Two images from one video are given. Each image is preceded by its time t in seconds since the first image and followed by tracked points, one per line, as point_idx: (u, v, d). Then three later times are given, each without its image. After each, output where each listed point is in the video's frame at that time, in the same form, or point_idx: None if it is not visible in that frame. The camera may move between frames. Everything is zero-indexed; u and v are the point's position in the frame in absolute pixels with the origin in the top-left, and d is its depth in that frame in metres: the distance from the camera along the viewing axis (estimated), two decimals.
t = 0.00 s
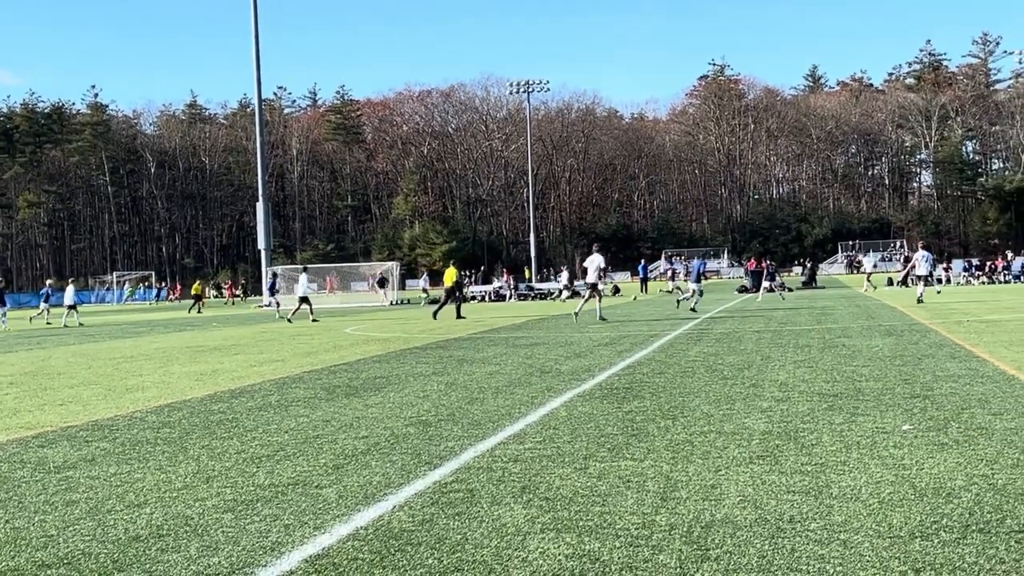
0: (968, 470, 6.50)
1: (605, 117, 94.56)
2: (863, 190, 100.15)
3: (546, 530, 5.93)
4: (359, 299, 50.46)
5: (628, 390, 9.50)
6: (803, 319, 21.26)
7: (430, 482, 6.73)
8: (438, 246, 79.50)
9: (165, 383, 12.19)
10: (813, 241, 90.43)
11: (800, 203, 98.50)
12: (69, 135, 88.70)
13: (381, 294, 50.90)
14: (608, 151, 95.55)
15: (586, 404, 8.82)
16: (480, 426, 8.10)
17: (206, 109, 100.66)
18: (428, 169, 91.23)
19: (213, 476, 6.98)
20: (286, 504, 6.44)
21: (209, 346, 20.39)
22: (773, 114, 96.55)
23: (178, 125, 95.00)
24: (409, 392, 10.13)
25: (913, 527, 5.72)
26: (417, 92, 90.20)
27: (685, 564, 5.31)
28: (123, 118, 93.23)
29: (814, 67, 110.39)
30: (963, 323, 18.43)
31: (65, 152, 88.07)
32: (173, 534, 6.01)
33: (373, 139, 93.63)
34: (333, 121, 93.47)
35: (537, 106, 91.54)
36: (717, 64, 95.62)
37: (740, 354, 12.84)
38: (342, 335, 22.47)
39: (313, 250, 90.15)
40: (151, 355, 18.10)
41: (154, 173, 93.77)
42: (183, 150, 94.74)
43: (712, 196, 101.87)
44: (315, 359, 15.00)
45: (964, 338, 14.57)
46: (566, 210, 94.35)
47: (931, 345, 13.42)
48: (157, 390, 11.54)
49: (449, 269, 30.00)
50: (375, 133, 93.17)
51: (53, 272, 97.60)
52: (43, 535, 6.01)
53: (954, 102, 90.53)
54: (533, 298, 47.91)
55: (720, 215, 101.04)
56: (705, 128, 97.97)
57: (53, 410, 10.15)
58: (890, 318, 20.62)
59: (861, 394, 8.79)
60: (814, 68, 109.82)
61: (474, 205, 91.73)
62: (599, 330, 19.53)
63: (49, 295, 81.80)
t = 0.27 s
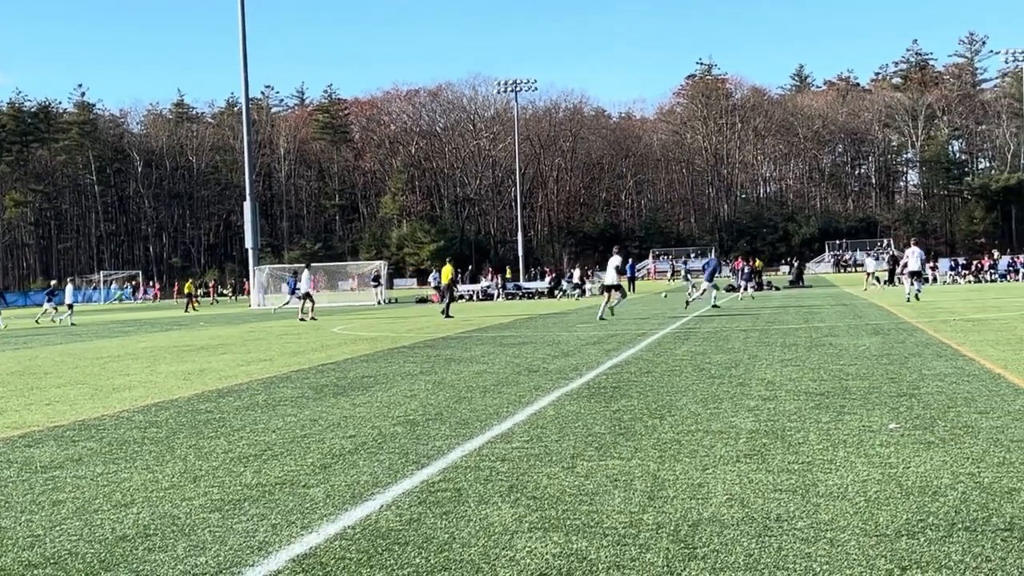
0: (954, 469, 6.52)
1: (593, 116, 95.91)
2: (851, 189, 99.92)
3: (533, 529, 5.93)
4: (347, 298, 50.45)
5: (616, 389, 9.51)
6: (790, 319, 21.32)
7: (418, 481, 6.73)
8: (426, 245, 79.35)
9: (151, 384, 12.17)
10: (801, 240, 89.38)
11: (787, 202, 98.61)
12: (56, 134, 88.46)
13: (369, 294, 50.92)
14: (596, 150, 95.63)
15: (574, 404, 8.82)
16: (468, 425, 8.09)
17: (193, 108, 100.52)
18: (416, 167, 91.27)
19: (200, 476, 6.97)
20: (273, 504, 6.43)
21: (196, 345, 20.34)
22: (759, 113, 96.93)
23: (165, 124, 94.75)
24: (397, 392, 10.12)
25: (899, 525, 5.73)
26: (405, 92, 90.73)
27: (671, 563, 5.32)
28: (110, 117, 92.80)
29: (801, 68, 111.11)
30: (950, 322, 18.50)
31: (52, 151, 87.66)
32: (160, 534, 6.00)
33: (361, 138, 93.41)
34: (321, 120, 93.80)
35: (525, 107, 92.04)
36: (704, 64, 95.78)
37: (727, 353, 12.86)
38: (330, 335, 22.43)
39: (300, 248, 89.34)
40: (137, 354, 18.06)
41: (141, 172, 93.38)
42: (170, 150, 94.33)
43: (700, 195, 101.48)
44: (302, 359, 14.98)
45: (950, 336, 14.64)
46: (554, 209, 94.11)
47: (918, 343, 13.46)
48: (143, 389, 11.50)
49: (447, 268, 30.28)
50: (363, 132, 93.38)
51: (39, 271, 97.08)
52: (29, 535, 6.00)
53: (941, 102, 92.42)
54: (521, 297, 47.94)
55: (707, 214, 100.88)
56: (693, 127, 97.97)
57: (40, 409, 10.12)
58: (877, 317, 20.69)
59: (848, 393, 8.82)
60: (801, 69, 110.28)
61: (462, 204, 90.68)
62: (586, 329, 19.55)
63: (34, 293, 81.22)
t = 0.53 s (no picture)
0: (939, 468, 6.54)
1: (581, 117, 95.66)
2: (836, 189, 100.22)
3: (520, 529, 5.93)
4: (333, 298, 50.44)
5: (602, 389, 9.52)
6: (775, 318, 21.38)
7: (404, 481, 6.72)
8: (412, 245, 79.50)
9: (136, 384, 12.14)
10: (786, 241, 89.51)
11: (771, 203, 99.06)
12: (42, 134, 86.94)
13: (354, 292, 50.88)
14: (582, 151, 95.66)
15: (561, 404, 8.84)
16: (453, 426, 8.10)
17: (179, 108, 100.48)
18: (402, 168, 91.37)
19: (185, 477, 6.96)
20: (259, 504, 6.42)
21: (182, 346, 20.29)
22: (745, 114, 96.49)
23: (151, 124, 94.55)
24: (383, 392, 10.12)
25: (885, 525, 5.75)
26: (391, 92, 90.06)
27: (658, 563, 5.32)
28: (95, 116, 92.42)
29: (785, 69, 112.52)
30: (934, 322, 18.56)
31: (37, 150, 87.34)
32: (146, 534, 5.99)
33: (347, 138, 92.85)
34: (307, 120, 93.02)
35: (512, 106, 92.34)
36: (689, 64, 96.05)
37: (713, 353, 12.88)
38: (316, 335, 22.42)
39: (285, 249, 89.09)
40: (122, 355, 18.02)
41: (126, 172, 93.05)
42: (155, 149, 94.42)
43: (685, 196, 101.72)
44: (289, 359, 14.97)
45: (935, 336, 14.70)
46: (540, 209, 95.04)
47: (903, 343, 13.49)
48: (129, 390, 11.48)
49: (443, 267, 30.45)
50: (349, 132, 92.58)
51: (24, 272, 96.69)
52: (14, 536, 5.97)
53: (926, 102, 93.02)
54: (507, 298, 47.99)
55: (694, 215, 101.19)
56: (678, 127, 98.14)
57: (24, 410, 10.10)
58: (862, 317, 20.75)
59: (833, 393, 8.85)
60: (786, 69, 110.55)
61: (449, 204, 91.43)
62: (572, 329, 19.55)
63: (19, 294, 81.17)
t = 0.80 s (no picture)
0: (922, 469, 6.56)
1: (564, 118, 94.10)
2: (820, 191, 100.28)
3: (504, 531, 5.93)
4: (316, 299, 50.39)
5: (587, 390, 9.54)
6: (760, 320, 21.40)
7: (388, 483, 6.72)
8: (396, 246, 78.87)
9: (120, 386, 12.12)
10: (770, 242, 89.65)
11: (755, 204, 99.04)
12: (24, 135, 88.34)
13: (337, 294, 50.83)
14: (566, 152, 94.29)
15: (545, 405, 8.84)
16: (437, 428, 8.09)
17: (162, 110, 99.86)
18: (387, 169, 90.78)
19: (168, 479, 6.94)
20: (242, 506, 6.41)
21: (165, 347, 20.21)
22: (730, 116, 96.00)
23: (134, 124, 93.45)
24: (367, 394, 10.12)
25: (868, 526, 5.77)
26: (375, 93, 89.90)
27: (642, 564, 5.32)
28: (77, 117, 91.67)
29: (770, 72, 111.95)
30: (918, 323, 18.63)
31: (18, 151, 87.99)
32: (129, 536, 5.97)
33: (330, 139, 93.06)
34: (290, 121, 92.44)
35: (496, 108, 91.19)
36: (674, 66, 95.39)
37: (697, 355, 12.91)
38: (300, 336, 22.37)
39: (269, 250, 88.92)
40: (105, 357, 17.94)
41: (109, 173, 91.84)
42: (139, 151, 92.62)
43: (669, 198, 100.97)
44: (273, 361, 14.95)
45: (917, 338, 14.75)
46: (525, 211, 94.26)
47: (886, 344, 13.53)
48: (112, 392, 11.45)
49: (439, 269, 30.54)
50: (332, 133, 92.56)
51: (6, 273, 96.03)
52: None
53: (908, 104, 94.98)
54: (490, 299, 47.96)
55: (677, 217, 99.87)
56: (662, 129, 97.38)
57: (5, 412, 10.06)
58: (846, 318, 20.80)
59: (816, 394, 8.88)
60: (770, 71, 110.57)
61: (432, 206, 91.57)
62: (556, 331, 19.55)
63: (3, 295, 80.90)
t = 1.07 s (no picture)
0: (901, 472, 6.58)
1: (545, 121, 94.38)
2: (799, 194, 100.78)
3: (485, 534, 5.93)
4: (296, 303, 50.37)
5: (567, 393, 9.57)
6: (740, 322, 21.46)
7: (369, 487, 6.71)
8: (377, 248, 78.76)
9: (100, 389, 12.09)
10: (750, 245, 89.99)
11: (734, 206, 99.47)
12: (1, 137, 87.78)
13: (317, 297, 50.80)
14: (546, 155, 95.04)
15: (526, 408, 8.85)
16: (418, 430, 8.09)
17: (142, 112, 99.62)
18: (367, 171, 90.24)
19: (147, 482, 6.92)
20: (222, 509, 6.39)
21: (145, 350, 20.12)
22: (709, 119, 96.78)
23: (113, 127, 93.18)
24: (348, 396, 10.12)
25: (848, 529, 5.77)
26: (355, 95, 89.62)
27: (622, 567, 5.33)
28: (56, 119, 91.16)
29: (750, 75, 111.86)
30: (897, 326, 18.72)
31: None
32: (108, 540, 5.94)
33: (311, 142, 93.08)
34: (271, 124, 93.85)
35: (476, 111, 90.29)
36: (654, 69, 95.83)
37: (678, 357, 12.95)
38: (280, 339, 22.34)
39: (250, 253, 88.31)
40: (84, 360, 17.87)
41: (88, 175, 91.51)
42: (118, 153, 92.83)
43: (650, 200, 101.83)
44: (253, 363, 14.91)
45: (897, 340, 14.82)
46: (505, 213, 94.45)
47: (865, 347, 13.59)
48: (92, 395, 11.43)
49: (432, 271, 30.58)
50: (313, 136, 92.51)
51: None
52: None
53: (887, 108, 93.88)
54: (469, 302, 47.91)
55: (659, 219, 101.09)
56: (642, 132, 97.89)
57: None
58: (826, 321, 20.87)
59: (797, 396, 8.91)
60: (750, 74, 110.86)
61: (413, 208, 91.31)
62: (537, 333, 19.56)
63: None
